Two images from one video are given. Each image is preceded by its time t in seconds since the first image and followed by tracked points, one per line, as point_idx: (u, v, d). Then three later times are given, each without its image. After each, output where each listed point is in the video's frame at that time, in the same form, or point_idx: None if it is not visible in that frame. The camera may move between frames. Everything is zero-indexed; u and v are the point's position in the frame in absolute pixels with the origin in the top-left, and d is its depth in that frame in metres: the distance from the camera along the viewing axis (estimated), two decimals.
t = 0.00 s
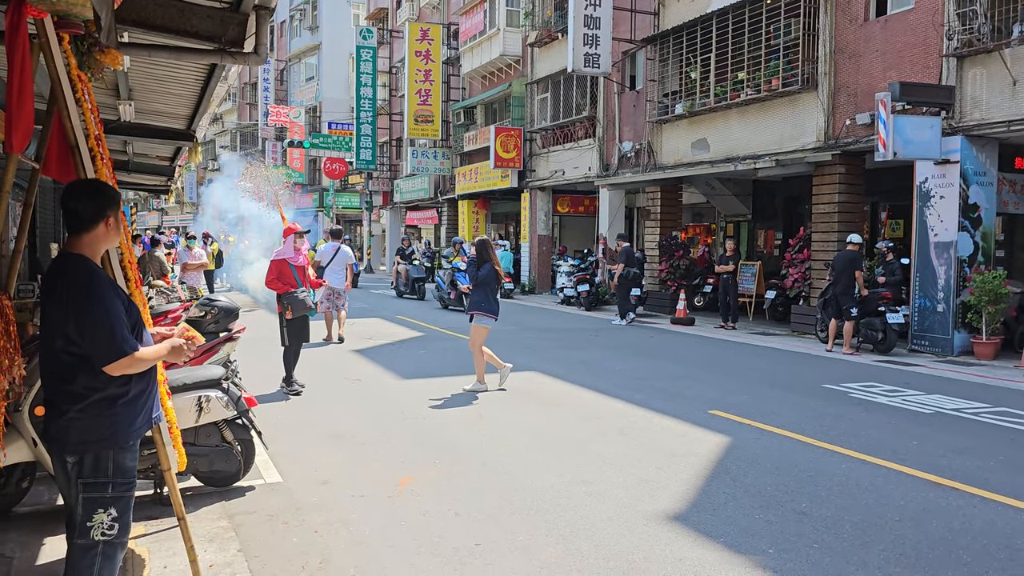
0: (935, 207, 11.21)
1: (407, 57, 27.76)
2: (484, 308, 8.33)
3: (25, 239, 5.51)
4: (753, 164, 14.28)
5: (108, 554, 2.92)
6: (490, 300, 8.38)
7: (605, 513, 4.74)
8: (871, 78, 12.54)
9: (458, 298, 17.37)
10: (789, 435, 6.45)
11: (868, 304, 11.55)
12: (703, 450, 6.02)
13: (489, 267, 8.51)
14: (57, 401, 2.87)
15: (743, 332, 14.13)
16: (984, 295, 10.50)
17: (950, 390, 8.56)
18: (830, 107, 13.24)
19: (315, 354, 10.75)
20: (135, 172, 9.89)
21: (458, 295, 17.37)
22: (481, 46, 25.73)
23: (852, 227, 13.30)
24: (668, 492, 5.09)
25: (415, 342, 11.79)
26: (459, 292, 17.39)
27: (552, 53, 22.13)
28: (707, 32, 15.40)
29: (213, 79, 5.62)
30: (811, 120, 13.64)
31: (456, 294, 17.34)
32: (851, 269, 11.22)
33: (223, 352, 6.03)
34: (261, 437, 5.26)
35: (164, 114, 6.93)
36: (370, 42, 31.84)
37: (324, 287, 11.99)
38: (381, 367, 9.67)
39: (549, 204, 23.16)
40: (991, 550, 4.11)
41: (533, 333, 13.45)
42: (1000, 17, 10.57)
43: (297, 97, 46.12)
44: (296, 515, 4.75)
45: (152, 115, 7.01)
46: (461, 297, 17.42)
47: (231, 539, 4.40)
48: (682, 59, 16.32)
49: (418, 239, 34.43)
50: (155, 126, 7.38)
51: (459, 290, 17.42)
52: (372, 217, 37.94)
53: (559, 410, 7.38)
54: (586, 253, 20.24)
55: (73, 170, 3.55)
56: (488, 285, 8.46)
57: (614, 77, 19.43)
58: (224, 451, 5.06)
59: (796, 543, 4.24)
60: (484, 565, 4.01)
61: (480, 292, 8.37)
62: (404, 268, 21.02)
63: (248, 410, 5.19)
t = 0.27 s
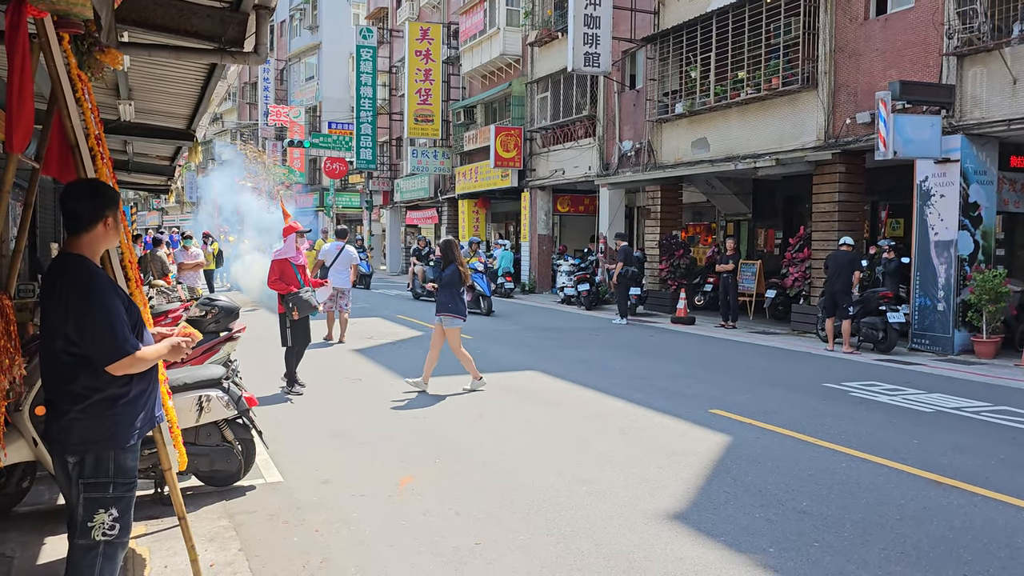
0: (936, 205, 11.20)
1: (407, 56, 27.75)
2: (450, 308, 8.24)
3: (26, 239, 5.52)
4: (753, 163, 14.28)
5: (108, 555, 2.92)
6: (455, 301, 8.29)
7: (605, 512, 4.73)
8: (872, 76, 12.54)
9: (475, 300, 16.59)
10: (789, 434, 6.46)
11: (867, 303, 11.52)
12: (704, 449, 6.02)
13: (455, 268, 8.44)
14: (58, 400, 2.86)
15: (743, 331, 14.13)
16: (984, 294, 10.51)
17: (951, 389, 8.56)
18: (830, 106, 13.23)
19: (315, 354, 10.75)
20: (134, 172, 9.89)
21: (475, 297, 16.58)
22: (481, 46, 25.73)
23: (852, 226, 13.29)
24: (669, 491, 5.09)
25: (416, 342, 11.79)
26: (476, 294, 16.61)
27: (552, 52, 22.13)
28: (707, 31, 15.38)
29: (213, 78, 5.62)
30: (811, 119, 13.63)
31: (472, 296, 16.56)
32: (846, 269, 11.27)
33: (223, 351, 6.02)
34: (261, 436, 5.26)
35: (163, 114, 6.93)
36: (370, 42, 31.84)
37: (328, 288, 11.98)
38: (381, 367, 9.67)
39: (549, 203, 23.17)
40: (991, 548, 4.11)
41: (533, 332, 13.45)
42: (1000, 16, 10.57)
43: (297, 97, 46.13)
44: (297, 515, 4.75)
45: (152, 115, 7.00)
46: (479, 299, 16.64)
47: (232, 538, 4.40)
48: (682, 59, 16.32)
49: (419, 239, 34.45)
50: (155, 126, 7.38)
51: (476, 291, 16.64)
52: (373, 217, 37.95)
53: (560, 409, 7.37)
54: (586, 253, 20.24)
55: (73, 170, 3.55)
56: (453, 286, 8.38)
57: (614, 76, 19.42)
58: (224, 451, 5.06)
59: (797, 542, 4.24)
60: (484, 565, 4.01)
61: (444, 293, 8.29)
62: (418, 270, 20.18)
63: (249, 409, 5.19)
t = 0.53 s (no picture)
0: (936, 204, 11.19)
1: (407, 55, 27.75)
2: (416, 306, 8.18)
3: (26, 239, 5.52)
4: (753, 162, 14.28)
5: (109, 554, 2.92)
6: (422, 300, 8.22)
7: (606, 511, 4.73)
8: (872, 75, 12.53)
9: (496, 301, 15.78)
10: (790, 433, 6.45)
11: (867, 302, 11.50)
12: (705, 448, 6.02)
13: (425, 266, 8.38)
14: (58, 400, 2.87)
15: (744, 331, 14.12)
16: (985, 293, 10.51)
17: (952, 388, 8.55)
18: (831, 105, 13.23)
19: (316, 353, 10.75)
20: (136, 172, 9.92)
21: (496, 298, 15.76)
22: (481, 45, 25.74)
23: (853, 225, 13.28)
24: (670, 490, 5.09)
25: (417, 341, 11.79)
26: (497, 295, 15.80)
27: (552, 52, 22.13)
28: (707, 30, 15.37)
29: (214, 77, 5.62)
30: (812, 118, 13.62)
31: (494, 297, 15.75)
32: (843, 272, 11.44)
33: (224, 350, 6.02)
34: (262, 436, 5.25)
35: (163, 113, 6.93)
36: (371, 41, 31.85)
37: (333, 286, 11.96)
38: (382, 366, 9.67)
39: (550, 202, 23.17)
40: (992, 547, 4.11)
41: (534, 331, 13.46)
42: (1000, 15, 10.56)
43: (298, 96, 46.15)
44: (297, 514, 4.75)
45: (152, 114, 7.00)
46: (500, 300, 15.83)
47: (233, 537, 4.40)
48: (683, 58, 16.31)
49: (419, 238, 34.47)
50: (156, 126, 7.38)
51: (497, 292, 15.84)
52: (373, 216, 37.97)
53: (561, 408, 7.37)
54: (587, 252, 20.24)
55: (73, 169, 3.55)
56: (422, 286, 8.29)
57: (615, 75, 19.41)
58: (225, 450, 5.06)
59: (798, 541, 4.24)
60: (485, 563, 4.01)
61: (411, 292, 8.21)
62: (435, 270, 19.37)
63: (250, 408, 5.19)
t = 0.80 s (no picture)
0: (937, 203, 11.18)
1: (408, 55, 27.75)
2: (383, 311, 7.77)
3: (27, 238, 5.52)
4: (754, 162, 14.27)
5: (110, 553, 2.93)
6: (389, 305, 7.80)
7: (606, 510, 4.73)
8: (873, 74, 12.52)
9: (520, 304, 14.98)
10: (791, 432, 6.45)
11: (868, 302, 11.49)
12: (706, 447, 6.01)
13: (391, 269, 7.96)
14: (59, 399, 2.87)
15: (745, 330, 14.10)
16: (987, 292, 10.51)
17: (953, 387, 8.55)
18: (832, 104, 13.22)
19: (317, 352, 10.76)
20: (137, 171, 9.93)
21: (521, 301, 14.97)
22: (482, 44, 25.74)
23: (855, 224, 13.28)
24: (671, 489, 5.09)
25: (418, 341, 11.80)
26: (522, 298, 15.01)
27: (554, 51, 22.13)
28: (709, 29, 15.36)
29: (215, 77, 5.62)
30: (813, 118, 13.61)
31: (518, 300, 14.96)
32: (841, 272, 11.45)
33: (225, 350, 6.02)
34: (263, 435, 5.25)
35: (164, 112, 6.93)
36: (372, 41, 31.85)
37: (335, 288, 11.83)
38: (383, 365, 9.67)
39: (551, 202, 23.18)
40: (993, 546, 4.11)
41: (535, 330, 13.45)
42: (1001, 13, 10.55)
43: (299, 96, 46.18)
44: (299, 513, 4.75)
45: (153, 113, 7.00)
46: (525, 303, 15.04)
47: (234, 537, 4.40)
48: (684, 57, 16.31)
49: (420, 238, 34.49)
50: (156, 125, 7.38)
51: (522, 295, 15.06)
52: (375, 216, 38.02)
53: (562, 407, 7.37)
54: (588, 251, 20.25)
55: (74, 169, 3.55)
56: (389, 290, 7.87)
57: (616, 74, 19.40)
58: (226, 449, 5.05)
59: (798, 540, 4.24)
60: (486, 563, 4.01)
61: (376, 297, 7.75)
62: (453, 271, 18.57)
63: (251, 408, 5.19)
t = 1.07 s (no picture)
0: (939, 203, 11.17)
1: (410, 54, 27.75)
2: (348, 312, 7.55)
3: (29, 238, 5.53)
4: (755, 161, 14.27)
5: (111, 552, 2.93)
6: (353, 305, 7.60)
7: (607, 510, 4.73)
8: (875, 74, 12.50)
9: (552, 308, 14.44)
10: (792, 432, 6.45)
11: (870, 302, 11.58)
12: (707, 447, 6.01)
13: (349, 268, 7.72)
14: (60, 398, 2.87)
15: (746, 329, 14.09)
16: (989, 292, 10.50)
17: (954, 386, 8.54)
18: (834, 104, 13.21)
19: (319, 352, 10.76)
20: (139, 171, 9.94)
21: (553, 305, 14.42)
22: (483, 44, 25.74)
23: (856, 223, 13.27)
24: (672, 489, 5.09)
25: (419, 340, 11.80)
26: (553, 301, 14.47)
27: (555, 51, 22.14)
28: (710, 29, 15.35)
29: (216, 77, 5.62)
30: (815, 117, 13.61)
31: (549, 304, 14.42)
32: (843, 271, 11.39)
33: (226, 349, 6.03)
34: (264, 434, 5.25)
35: (166, 112, 6.93)
36: (373, 40, 31.85)
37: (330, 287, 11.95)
38: (384, 365, 9.68)
39: (552, 201, 23.19)
40: (995, 546, 4.10)
41: (536, 330, 13.45)
42: (1004, 13, 10.54)
43: (300, 96, 46.21)
44: (300, 513, 4.76)
45: (155, 113, 7.00)
46: (556, 307, 14.50)
47: (236, 536, 4.40)
48: (686, 56, 16.31)
49: (422, 237, 34.51)
50: (158, 125, 7.38)
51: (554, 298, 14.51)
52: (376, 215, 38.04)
53: (563, 407, 7.37)
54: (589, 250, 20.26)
55: (76, 168, 3.55)
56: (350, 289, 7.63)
57: (617, 73, 19.40)
58: (228, 449, 5.07)
59: (800, 540, 4.24)
60: (488, 562, 4.01)
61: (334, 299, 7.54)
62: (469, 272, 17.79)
63: (252, 408, 5.19)
